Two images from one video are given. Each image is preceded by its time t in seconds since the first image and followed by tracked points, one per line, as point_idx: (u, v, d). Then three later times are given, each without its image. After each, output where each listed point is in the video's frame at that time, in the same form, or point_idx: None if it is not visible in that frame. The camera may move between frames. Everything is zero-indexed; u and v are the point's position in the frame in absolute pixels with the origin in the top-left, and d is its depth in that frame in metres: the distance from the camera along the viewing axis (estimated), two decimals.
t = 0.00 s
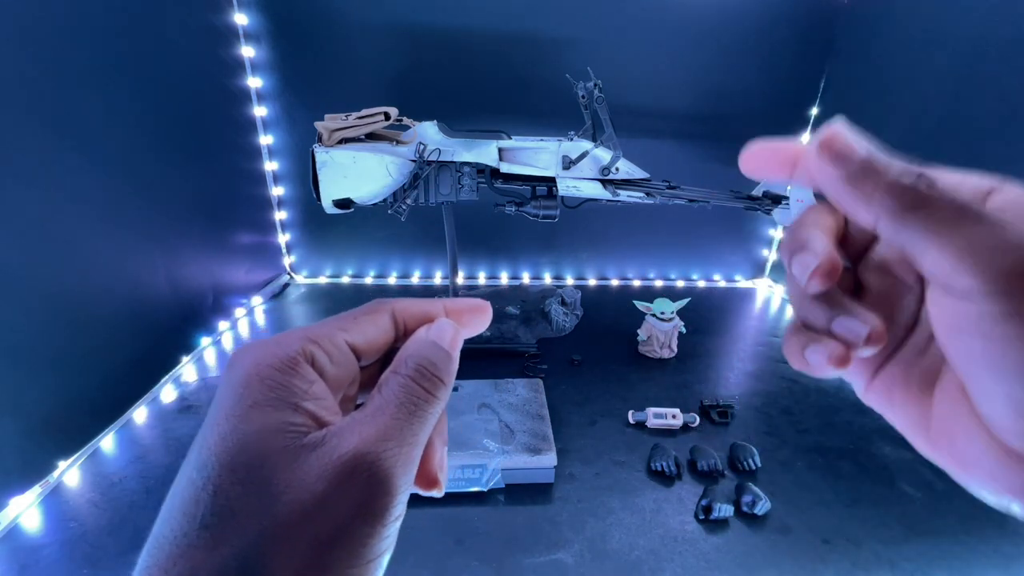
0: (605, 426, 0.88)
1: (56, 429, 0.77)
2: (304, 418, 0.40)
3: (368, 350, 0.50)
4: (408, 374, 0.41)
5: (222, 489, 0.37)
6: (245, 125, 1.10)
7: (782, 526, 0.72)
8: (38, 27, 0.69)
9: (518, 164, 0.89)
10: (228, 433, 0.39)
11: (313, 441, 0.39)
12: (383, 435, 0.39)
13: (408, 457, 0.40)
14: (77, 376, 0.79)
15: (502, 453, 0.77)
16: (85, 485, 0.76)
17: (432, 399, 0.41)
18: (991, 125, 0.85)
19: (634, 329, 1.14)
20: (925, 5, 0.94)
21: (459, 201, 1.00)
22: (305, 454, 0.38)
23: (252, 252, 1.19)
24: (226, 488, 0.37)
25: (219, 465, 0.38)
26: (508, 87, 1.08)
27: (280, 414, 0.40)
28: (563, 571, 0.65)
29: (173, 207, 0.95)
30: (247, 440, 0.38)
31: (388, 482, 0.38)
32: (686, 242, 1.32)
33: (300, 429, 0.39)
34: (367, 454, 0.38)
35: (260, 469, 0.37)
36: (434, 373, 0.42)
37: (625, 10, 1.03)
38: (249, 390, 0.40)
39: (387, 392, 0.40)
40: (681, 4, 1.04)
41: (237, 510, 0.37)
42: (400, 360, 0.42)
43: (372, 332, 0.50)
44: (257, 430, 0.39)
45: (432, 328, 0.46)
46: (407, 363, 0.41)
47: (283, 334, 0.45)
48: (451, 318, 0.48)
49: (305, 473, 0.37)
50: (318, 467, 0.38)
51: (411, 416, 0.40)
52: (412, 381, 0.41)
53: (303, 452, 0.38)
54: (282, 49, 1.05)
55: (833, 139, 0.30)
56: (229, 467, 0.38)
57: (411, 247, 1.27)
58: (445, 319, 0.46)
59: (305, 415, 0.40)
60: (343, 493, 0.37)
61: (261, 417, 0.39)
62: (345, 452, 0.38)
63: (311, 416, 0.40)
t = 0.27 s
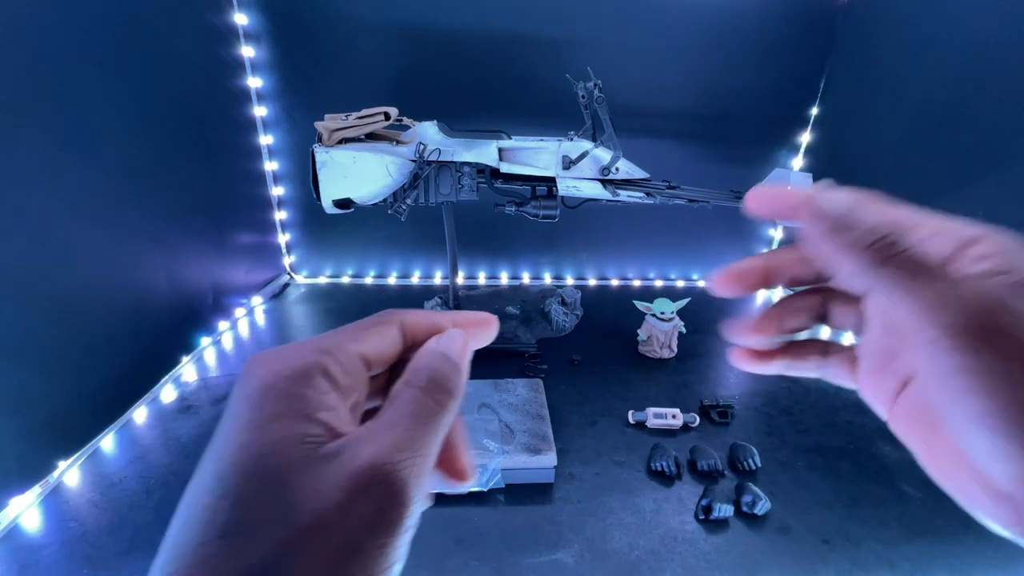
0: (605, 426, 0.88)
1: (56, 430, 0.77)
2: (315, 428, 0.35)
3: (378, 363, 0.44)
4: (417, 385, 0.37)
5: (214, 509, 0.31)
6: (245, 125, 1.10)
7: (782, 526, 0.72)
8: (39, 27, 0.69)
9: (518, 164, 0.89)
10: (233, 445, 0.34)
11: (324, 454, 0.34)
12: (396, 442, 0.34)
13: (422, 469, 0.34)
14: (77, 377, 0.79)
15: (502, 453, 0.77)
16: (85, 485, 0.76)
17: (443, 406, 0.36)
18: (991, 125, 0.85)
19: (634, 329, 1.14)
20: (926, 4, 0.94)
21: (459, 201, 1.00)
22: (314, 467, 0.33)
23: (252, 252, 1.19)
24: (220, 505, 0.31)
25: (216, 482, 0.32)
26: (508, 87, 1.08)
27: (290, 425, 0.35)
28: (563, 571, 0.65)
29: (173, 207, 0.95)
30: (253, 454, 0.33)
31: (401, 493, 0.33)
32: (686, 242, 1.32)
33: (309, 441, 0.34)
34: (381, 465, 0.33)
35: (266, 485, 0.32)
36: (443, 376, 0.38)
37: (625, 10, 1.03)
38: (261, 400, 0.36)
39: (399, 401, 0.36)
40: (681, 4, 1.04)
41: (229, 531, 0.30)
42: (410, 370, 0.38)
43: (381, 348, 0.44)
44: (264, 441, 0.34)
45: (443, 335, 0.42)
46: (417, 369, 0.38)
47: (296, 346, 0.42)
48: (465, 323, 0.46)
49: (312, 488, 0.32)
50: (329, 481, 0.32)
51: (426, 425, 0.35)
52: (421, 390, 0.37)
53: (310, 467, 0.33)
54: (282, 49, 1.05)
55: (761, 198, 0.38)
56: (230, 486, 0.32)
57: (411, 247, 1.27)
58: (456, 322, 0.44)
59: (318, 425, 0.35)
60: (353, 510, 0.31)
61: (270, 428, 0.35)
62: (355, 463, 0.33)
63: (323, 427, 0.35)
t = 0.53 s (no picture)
0: (605, 426, 0.88)
1: (56, 430, 0.77)
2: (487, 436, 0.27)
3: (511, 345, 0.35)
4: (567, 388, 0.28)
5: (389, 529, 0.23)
6: (245, 125, 1.10)
7: (782, 526, 0.72)
8: (39, 27, 0.69)
9: (518, 164, 0.89)
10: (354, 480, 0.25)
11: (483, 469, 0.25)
12: (540, 456, 0.26)
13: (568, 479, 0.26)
14: (77, 377, 0.79)
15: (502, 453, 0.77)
16: (86, 485, 0.76)
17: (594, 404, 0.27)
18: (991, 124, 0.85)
19: (634, 329, 1.14)
20: (926, 4, 0.94)
21: (459, 201, 1.00)
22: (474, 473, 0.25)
23: (252, 252, 1.19)
24: (382, 500, 0.23)
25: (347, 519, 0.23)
26: (508, 87, 1.08)
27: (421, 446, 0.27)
28: (564, 571, 0.65)
29: (173, 207, 0.95)
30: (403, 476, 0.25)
31: (555, 504, 0.25)
32: (686, 241, 1.32)
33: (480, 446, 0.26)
34: (535, 483, 0.25)
35: (405, 507, 0.23)
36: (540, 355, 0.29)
37: (625, 10, 1.03)
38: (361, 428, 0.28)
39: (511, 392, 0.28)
40: (682, 4, 1.04)
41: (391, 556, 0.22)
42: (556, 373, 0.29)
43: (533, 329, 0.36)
44: (410, 432, 0.26)
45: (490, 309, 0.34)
46: (495, 350, 0.29)
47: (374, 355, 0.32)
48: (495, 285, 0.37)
49: (467, 500, 0.24)
50: (489, 493, 0.25)
51: (578, 430, 0.27)
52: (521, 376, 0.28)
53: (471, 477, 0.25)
54: (282, 49, 1.05)
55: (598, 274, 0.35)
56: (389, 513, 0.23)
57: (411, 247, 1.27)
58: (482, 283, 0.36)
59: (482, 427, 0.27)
60: (513, 528, 0.24)
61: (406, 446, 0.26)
62: (514, 484, 0.25)
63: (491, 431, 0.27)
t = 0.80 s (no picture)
0: (605, 426, 0.88)
1: (56, 430, 0.77)
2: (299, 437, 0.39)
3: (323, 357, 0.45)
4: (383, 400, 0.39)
5: (214, 528, 0.35)
6: (245, 125, 1.10)
7: (782, 526, 0.72)
8: (38, 27, 0.69)
9: (518, 163, 0.89)
10: (236, 470, 0.37)
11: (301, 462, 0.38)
12: (375, 457, 0.39)
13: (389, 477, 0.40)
14: (77, 377, 0.79)
15: (502, 454, 0.77)
16: (86, 485, 0.76)
17: (416, 412, 0.40)
18: (992, 124, 0.85)
19: (634, 329, 1.14)
20: (926, 4, 0.94)
21: (459, 201, 1.00)
22: (297, 477, 0.38)
23: (252, 252, 1.19)
24: (292, 488, 0.37)
25: (229, 506, 0.36)
26: (508, 87, 1.08)
27: (285, 442, 0.39)
28: (563, 571, 0.65)
29: (173, 207, 0.95)
30: (247, 473, 0.37)
31: (380, 496, 0.39)
32: (686, 242, 1.32)
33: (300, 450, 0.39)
34: (356, 476, 0.38)
35: (275, 493, 0.36)
36: (422, 385, 0.40)
37: (624, 10, 1.03)
38: (259, 422, 0.39)
39: (369, 410, 0.40)
40: (681, 4, 1.04)
41: (235, 548, 0.34)
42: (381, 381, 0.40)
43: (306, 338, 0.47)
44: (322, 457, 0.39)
45: (415, 338, 0.41)
46: (393, 379, 0.39)
47: (294, 345, 0.43)
48: (435, 336, 0.41)
49: (297, 496, 0.37)
50: (320, 483, 0.38)
51: (393, 433, 0.39)
52: (393, 400, 0.39)
53: (293, 481, 0.37)
54: (282, 49, 1.05)
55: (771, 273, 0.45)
56: (231, 506, 0.36)
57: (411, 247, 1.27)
58: (429, 330, 0.41)
59: (295, 440, 0.39)
60: (337, 517, 0.37)
61: (264, 447, 0.38)
62: (368, 483, 0.38)
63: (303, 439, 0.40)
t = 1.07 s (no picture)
0: (605, 426, 0.88)
1: (56, 430, 0.77)
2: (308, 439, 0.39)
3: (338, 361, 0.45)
4: (389, 404, 0.38)
5: (226, 527, 0.35)
6: (245, 125, 1.10)
7: (781, 526, 0.72)
8: (38, 27, 0.69)
9: (518, 164, 0.89)
10: (246, 471, 0.38)
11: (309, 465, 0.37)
12: (383, 461, 0.38)
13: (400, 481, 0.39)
14: (77, 377, 0.79)
15: (502, 453, 0.77)
16: (85, 485, 0.76)
17: (423, 417, 0.38)
18: (992, 124, 0.85)
19: (634, 329, 1.14)
20: (926, 4, 0.94)
21: (459, 201, 1.00)
22: (305, 480, 0.37)
23: (252, 252, 1.19)
24: (297, 490, 0.37)
25: (238, 506, 0.36)
26: (508, 87, 1.08)
27: (296, 445, 0.38)
28: (563, 571, 0.65)
29: (173, 207, 0.95)
30: (256, 474, 0.37)
31: (386, 499, 0.38)
32: (686, 242, 1.32)
33: (307, 452, 0.38)
34: (364, 480, 0.37)
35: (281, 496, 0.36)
36: (428, 391, 0.38)
37: (625, 10, 1.03)
38: (268, 424, 0.39)
39: (377, 414, 0.38)
40: (682, 4, 1.04)
41: (243, 547, 0.35)
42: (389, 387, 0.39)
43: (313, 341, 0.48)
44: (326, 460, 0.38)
45: (422, 344, 0.39)
46: (399, 385, 0.38)
47: (305, 350, 0.43)
48: (441, 342, 0.39)
49: (303, 499, 0.36)
50: (328, 484, 0.37)
51: (399, 439, 0.38)
52: (399, 405, 0.38)
53: (300, 483, 0.37)
54: (282, 49, 1.05)
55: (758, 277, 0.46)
56: (241, 506, 0.36)
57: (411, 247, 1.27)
58: (436, 334, 0.38)
59: (304, 443, 0.39)
60: (344, 522, 0.36)
61: (273, 450, 0.38)
62: (376, 487, 0.37)
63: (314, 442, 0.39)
